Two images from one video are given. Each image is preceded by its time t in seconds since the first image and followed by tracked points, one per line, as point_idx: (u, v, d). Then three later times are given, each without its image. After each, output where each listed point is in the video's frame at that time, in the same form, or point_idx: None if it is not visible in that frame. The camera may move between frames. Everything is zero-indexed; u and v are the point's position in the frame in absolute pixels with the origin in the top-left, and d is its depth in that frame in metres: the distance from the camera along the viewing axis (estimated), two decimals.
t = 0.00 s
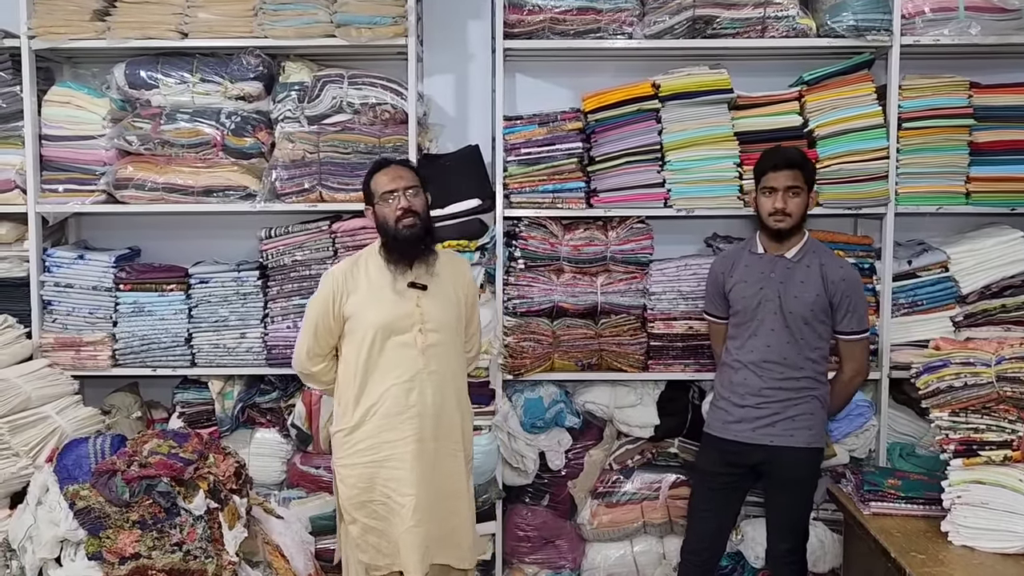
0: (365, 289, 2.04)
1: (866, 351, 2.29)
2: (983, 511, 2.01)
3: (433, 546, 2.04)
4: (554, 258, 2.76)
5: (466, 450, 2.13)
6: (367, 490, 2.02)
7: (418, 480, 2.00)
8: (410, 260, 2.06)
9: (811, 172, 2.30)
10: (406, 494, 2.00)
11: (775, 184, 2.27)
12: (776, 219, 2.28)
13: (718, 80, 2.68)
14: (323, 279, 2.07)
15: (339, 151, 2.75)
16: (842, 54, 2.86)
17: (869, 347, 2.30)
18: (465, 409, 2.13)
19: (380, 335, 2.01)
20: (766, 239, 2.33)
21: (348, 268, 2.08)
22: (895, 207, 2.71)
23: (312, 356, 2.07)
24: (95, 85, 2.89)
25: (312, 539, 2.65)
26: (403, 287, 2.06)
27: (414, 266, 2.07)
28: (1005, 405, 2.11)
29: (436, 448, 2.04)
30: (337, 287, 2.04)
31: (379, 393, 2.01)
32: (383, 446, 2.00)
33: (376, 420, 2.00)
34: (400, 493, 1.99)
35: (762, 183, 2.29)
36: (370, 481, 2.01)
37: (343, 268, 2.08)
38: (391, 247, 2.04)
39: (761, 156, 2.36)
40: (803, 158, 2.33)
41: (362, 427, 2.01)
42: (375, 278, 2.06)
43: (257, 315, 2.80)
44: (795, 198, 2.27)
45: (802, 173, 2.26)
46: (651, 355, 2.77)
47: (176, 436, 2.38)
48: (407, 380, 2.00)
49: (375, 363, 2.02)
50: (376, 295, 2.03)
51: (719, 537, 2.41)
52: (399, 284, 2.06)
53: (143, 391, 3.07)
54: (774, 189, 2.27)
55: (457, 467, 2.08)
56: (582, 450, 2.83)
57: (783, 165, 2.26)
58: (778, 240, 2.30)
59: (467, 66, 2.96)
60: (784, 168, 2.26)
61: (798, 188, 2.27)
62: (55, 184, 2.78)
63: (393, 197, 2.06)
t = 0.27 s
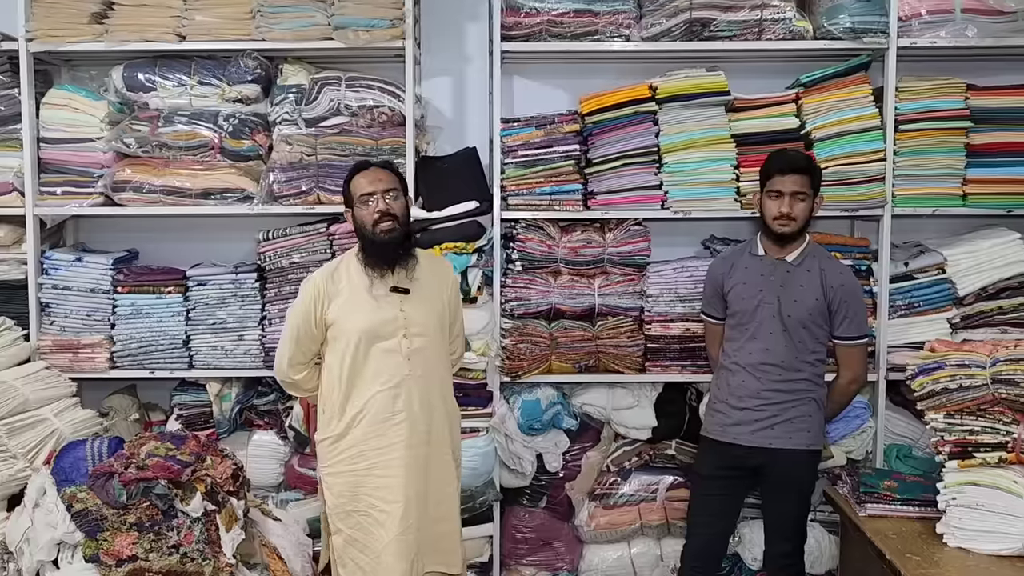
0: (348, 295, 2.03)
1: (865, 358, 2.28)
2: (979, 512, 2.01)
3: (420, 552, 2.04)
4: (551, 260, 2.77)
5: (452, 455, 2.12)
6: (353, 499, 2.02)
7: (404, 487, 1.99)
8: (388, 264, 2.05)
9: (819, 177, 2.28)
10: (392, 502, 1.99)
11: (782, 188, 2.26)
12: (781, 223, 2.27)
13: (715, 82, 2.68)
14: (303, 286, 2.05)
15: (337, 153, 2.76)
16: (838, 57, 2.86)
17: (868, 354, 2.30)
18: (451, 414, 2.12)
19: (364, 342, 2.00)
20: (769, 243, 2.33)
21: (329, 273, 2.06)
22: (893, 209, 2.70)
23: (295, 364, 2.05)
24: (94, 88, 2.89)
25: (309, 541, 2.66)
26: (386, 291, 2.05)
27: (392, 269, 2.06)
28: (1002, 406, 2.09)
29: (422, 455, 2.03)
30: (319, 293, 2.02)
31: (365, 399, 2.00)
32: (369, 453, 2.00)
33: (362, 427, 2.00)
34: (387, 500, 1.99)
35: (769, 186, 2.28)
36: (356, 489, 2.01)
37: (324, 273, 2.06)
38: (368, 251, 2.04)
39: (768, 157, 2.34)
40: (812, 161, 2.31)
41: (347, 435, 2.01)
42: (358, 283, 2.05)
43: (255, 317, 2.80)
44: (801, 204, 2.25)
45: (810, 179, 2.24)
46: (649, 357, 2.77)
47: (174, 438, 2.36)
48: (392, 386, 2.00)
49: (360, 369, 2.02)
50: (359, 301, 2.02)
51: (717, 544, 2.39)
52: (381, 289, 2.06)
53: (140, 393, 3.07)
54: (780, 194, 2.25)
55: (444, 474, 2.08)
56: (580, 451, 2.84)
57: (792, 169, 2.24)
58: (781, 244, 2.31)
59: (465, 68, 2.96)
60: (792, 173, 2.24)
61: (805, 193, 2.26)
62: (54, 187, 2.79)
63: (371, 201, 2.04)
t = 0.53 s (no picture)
0: (331, 298, 2.05)
1: (855, 360, 2.32)
2: (965, 512, 2.02)
3: (405, 553, 2.05)
4: (544, 262, 2.78)
5: (438, 456, 2.13)
6: (338, 503, 2.03)
7: (388, 489, 2.01)
8: (369, 265, 2.06)
9: (814, 183, 2.31)
10: (377, 503, 2.01)
11: (781, 192, 2.27)
12: (778, 227, 2.28)
13: (707, 84, 2.70)
14: (287, 290, 2.07)
15: (331, 155, 2.77)
16: (830, 59, 2.88)
17: (857, 356, 2.33)
18: (437, 415, 2.13)
19: (347, 344, 2.02)
20: (762, 246, 2.34)
21: (312, 277, 2.08)
22: (883, 211, 2.72)
23: (281, 367, 2.07)
24: (89, 91, 2.91)
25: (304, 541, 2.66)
26: (368, 293, 2.07)
27: (374, 271, 2.08)
28: (987, 406, 2.05)
29: (406, 456, 2.05)
30: (302, 297, 2.04)
31: (349, 402, 2.02)
32: (353, 455, 2.02)
33: (346, 429, 2.02)
34: (371, 502, 2.00)
35: (767, 189, 2.28)
36: (341, 492, 2.03)
37: (307, 277, 2.08)
38: (349, 251, 2.06)
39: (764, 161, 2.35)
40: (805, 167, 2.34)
41: (332, 437, 2.03)
42: (341, 286, 2.07)
43: (250, 318, 2.82)
44: (798, 209, 2.28)
45: (807, 184, 2.27)
46: (642, 358, 2.78)
47: (169, 439, 2.38)
48: (375, 388, 2.02)
49: (344, 372, 2.03)
50: (342, 304, 2.04)
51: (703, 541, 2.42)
52: (364, 291, 2.07)
53: (136, 395, 3.09)
54: (779, 197, 2.26)
55: (430, 475, 2.09)
56: (573, 452, 2.84)
57: (791, 173, 2.25)
58: (774, 248, 2.32)
59: (459, 71, 2.98)
60: (791, 177, 2.26)
61: (801, 198, 2.28)
62: (49, 189, 2.80)
63: (352, 201, 2.08)
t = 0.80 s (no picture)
0: (318, 298, 2.08)
1: (836, 358, 2.35)
2: (941, 508, 2.04)
3: (390, 551, 2.08)
4: (534, 262, 2.81)
5: (425, 454, 2.15)
6: (325, 501, 2.06)
7: (373, 487, 2.04)
8: (354, 263, 2.10)
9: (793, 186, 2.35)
10: (362, 501, 2.04)
11: (761, 194, 2.30)
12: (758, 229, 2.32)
13: (695, 86, 2.72)
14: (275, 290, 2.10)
15: (323, 157, 2.80)
16: (817, 61, 2.90)
17: (839, 354, 2.36)
18: (423, 413, 2.15)
19: (333, 343, 2.05)
20: (742, 247, 2.37)
21: (299, 277, 2.11)
22: (869, 211, 2.75)
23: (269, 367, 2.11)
24: (84, 93, 2.94)
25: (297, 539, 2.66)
26: (354, 293, 2.09)
27: (359, 270, 2.11)
28: (964, 404, 2.06)
29: (392, 454, 2.07)
30: (289, 297, 2.08)
31: (335, 400, 2.05)
32: (340, 454, 2.04)
33: (333, 428, 2.05)
34: (357, 500, 2.03)
35: (748, 192, 2.32)
36: (328, 490, 2.06)
37: (294, 277, 2.11)
38: (334, 250, 2.09)
39: (742, 163, 2.38)
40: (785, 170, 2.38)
41: (320, 436, 2.06)
42: (328, 287, 2.10)
43: (242, 318, 2.84)
44: (777, 211, 2.31)
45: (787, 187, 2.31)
46: (631, 357, 2.81)
47: (161, 437, 2.41)
48: (360, 387, 2.04)
49: (330, 371, 2.06)
50: (328, 304, 2.07)
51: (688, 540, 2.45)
52: (350, 290, 2.10)
53: (130, 394, 3.11)
54: (759, 200, 2.30)
55: (415, 473, 2.11)
56: (563, 450, 2.87)
57: (772, 176, 2.29)
58: (755, 249, 2.35)
59: (451, 73, 3.00)
60: (771, 180, 2.29)
61: (781, 201, 2.32)
62: (44, 190, 2.83)
63: (338, 201, 2.11)
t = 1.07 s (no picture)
0: (309, 297, 2.11)
1: (814, 355, 2.37)
2: (916, 501, 2.08)
3: (379, 546, 2.11)
4: (524, 260, 2.85)
5: (413, 451, 2.18)
6: (315, 496, 2.09)
7: (362, 482, 2.07)
8: (345, 265, 2.13)
9: (764, 182, 2.42)
10: (352, 497, 2.07)
11: (730, 192, 2.38)
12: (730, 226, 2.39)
13: (682, 87, 2.75)
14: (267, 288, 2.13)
15: (315, 157, 2.83)
16: (804, 62, 2.94)
17: (817, 351, 2.38)
18: (411, 411, 2.18)
19: (323, 341, 2.08)
20: (719, 245, 2.44)
21: (291, 276, 2.14)
22: (855, 210, 2.78)
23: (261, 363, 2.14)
24: (78, 94, 2.97)
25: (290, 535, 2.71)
26: (344, 292, 2.12)
27: (351, 271, 2.14)
28: (939, 399, 2.10)
29: (381, 451, 2.10)
30: (281, 295, 2.11)
31: (325, 397, 2.08)
32: (329, 450, 2.07)
33: (323, 425, 2.08)
34: (346, 496, 2.06)
35: (717, 190, 2.40)
36: (319, 486, 2.09)
37: (286, 276, 2.14)
38: (326, 253, 2.12)
39: (714, 164, 2.47)
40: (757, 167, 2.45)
41: (310, 432, 2.09)
42: (318, 285, 2.13)
43: (236, 317, 2.87)
44: (748, 207, 2.38)
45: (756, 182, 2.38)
46: (619, 355, 2.84)
47: (155, 434, 2.47)
48: (350, 385, 2.07)
49: (321, 368, 2.09)
50: (319, 302, 2.10)
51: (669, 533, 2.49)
52: (340, 290, 2.13)
53: (125, 391, 3.15)
54: (728, 198, 2.38)
55: (403, 469, 2.14)
56: (552, 447, 2.91)
57: (738, 174, 2.37)
58: (731, 246, 2.42)
59: (442, 74, 3.04)
60: (740, 177, 2.37)
61: (751, 196, 2.39)
62: (39, 190, 2.86)
63: (331, 204, 2.13)
